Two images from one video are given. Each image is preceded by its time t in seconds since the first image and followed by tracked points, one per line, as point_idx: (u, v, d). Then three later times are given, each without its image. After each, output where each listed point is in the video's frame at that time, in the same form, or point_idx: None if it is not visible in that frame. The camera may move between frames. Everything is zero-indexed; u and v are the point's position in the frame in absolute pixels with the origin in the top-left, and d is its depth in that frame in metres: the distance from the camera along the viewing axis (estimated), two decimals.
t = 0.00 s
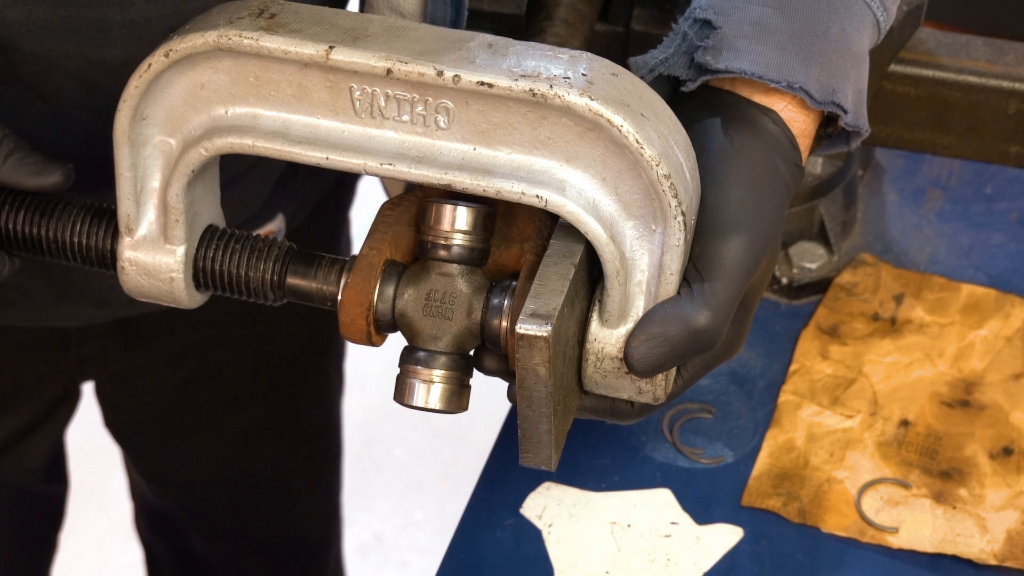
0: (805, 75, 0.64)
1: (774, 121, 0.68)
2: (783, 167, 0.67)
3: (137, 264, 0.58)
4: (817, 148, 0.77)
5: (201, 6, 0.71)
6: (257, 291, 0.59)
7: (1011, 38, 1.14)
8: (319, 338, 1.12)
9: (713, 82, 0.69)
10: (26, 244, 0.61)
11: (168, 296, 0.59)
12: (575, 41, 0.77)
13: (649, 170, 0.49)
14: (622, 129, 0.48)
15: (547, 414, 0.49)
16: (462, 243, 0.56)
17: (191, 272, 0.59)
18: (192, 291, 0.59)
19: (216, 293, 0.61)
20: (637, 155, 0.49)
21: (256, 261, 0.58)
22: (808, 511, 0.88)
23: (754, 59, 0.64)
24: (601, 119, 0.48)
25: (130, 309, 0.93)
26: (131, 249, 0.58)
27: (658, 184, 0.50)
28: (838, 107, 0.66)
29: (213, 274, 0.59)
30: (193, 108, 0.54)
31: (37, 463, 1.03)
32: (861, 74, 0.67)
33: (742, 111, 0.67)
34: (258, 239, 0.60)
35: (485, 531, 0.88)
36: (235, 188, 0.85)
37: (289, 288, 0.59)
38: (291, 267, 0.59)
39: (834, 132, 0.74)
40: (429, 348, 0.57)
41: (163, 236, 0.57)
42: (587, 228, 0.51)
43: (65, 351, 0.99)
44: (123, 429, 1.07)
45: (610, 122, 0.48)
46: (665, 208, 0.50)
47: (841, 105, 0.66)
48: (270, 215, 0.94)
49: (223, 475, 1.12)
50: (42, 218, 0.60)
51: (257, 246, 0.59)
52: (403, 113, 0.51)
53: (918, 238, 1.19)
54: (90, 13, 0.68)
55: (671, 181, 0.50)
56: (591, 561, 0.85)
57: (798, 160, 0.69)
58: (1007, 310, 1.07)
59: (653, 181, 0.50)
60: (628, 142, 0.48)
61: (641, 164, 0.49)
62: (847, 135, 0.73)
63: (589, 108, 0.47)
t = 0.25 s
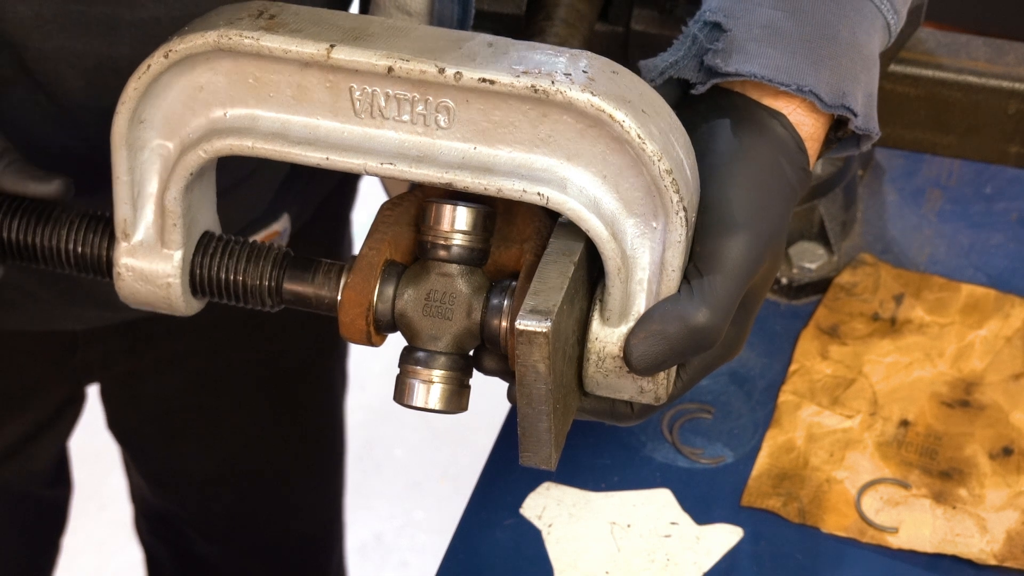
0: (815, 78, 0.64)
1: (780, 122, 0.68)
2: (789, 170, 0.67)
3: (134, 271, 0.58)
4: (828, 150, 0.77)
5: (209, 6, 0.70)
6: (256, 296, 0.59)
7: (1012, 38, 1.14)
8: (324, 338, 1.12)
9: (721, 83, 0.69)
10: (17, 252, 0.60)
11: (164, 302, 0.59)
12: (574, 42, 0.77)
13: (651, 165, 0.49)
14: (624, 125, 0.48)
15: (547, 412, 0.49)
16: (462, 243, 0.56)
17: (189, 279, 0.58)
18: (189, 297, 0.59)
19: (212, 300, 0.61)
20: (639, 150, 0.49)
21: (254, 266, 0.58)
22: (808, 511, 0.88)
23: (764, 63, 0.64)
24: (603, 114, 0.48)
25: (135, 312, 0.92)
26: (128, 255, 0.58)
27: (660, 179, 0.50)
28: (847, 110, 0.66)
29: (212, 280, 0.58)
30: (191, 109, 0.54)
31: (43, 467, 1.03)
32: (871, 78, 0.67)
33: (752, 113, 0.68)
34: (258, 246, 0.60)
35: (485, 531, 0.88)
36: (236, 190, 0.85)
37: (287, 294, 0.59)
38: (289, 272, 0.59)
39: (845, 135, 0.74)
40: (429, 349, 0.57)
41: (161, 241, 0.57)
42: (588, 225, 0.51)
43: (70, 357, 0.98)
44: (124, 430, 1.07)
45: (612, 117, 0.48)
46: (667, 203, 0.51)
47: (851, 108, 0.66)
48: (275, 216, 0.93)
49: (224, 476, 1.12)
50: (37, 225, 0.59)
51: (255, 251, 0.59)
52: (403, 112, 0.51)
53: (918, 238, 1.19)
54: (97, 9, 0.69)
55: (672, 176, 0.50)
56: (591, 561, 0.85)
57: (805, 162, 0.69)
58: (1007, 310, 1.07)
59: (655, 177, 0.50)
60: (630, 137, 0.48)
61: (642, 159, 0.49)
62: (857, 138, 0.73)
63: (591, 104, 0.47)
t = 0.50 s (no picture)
0: (814, 72, 0.64)
1: (780, 120, 0.67)
2: (789, 168, 0.67)
3: (133, 266, 0.57)
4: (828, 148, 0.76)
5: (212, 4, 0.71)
6: (255, 294, 0.59)
7: (1012, 38, 1.14)
8: (323, 338, 1.11)
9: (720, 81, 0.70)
10: (16, 244, 0.60)
11: (163, 298, 0.59)
12: (575, 42, 0.77)
13: (653, 165, 0.49)
14: (627, 124, 0.48)
15: (546, 412, 0.49)
16: (461, 243, 0.56)
17: (188, 275, 0.58)
18: (188, 293, 0.59)
19: (210, 296, 0.61)
20: (642, 150, 0.49)
21: (254, 264, 0.58)
22: (808, 511, 0.88)
23: (763, 57, 0.64)
24: (606, 113, 0.48)
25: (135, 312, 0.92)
26: (127, 250, 0.57)
27: (662, 179, 0.50)
28: (847, 105, 0.65)
29: (210, 277, 0.58)
30: (193, 105, 0.54)
31: (43, 466, 1.03)
32: (871, 73, 0.67)
33: (751, 111, 0.67)
34: (258, 242, 0.60)
35: (484, 531, 0.88)
36: (236, 190, 0.85)
37: (286, 293, 0.58)
38: (289, 271, 0.59)
39: (844, 131, 0.73)
40: (428, 349, 0.57)
41: (161, 236, 0.57)
42: (590, 225, 0.51)
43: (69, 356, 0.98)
44: (123, 429, 1.07)
45: (614, 116, 0.48)
46: (669, 203, 0.50)
47: (851, 103, 0.65)
48: (275, 216, 0.95)
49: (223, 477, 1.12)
50: (36, 217, 0.59)
51: (254, 248, 0.59)
52: (405, 110, 0.51)
53: (917, 238, 1.19)
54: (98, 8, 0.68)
55: (674, 176, 0.50)
56: (590, 561, 0.85)
57: (803, 159, 0.69)
58: (1007, 310, 1.07)
59: (657, 176, 0.50)
60: (632, 136, 0.48)
61: (645, 158, 0.49)
62: (857, 134, 0.73)
63: (594, 102, 0.47)
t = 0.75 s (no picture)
0: (814, 79, 0.64)
1: (781, 130, 0.67)
2: (789, 177, 0.66)
3: (127, 272, 0.57)
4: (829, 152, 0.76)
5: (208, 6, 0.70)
6: (249, 301, 0.59)
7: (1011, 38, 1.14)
8: (323, 337, 1.11)
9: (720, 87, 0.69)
10: (10, 251, 0.60)
11: (158, 305, 0.59)
12: (573, 42, 0.77)
13: (656, 173, 0.49)
14: (631, 132, 0.48)
15: (545, 425, 0.49)
16: (461, 243, 0.56)
17: (182, 282, 0.58)
18: (182, 300, 0.59)
19: (203, 303, 0.61)
20: (644, 158, 0.49)
21: (249, 271, 0.58)
22: (807, 511, 0.88)
23: (764, 64, 0.64)
24: (610, 121, 0.48)
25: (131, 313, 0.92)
26: (121, 256, 0.57)
27: (665, 188, 0.50)
28: (848, 113, 0.65)
29: (206, 284, 0.58)
30: (191, 111, 0.54)
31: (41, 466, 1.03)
32: (872, 79, 0.67)
33: (751, 120, 0.67)
34: (253, 249, 0.60)
35: (484, 531, 0.88)
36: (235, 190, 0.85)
37: (281, 300, 0.59)
38: (285, 278, 0.59)
39: (844, 137, 0.73)
40: (427, 348, 0.57)
41: (156, 243, 0.57)
42: (591, 233, 0.51)
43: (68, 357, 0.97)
44: (122, 429, 1.07)
45: (618, 125, 0.48)
46: (671, 212, 0.50)
47: (852, 111, 0.65)
48: (270, 219, 0.94)
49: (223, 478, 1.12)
50: (30, 224, 0.59)
51: (248, 256, 0.59)
52: (406, 117, 0.51)
53: (917, 238, 1.19)
54: (89, 4, 0.67)
55: (677, 185, 0.50)
56: (590, 561, 0.85)
57: (803, 169, 0.68)
58: (1006, 310, 1.07)
59: (660, 186, 0.50)
60: (635, 144, 0.48)
61: (647, 166, 0.49)
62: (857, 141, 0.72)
63: (598, 111, 0.47)
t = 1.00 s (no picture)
0: (817, 57, 0.64)
1: (782, 107, 0.67)
2: (789, 154, 0.66)
3: (130, 269, 0.57)
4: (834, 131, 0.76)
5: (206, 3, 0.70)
6: (251, 295, 0.59)
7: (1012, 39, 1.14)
8: (323, 338, 1.12)
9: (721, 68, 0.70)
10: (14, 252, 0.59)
11: (161, 301, 0.59)
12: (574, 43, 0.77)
13: (649, 148, 0.49)
14: (622, 107, 0.48)
15: (547, 403, 0.49)
16: (462, 243, 0.56)
17: (184, 278, 0.58)
18: (185, 296, 0.59)
19: (206, 299, 0.61)
20: (637, 133, 0.49)
21: (250, 264, 0.58)
22: (808, 511, 0.88)
23: (766, 43, 0.64)
24: (601, 97, 0.48)
25: (131, 313, 0.92)
26: (124, 253, 0.57)
27: (658, 162, 0.50)
28: (850, 91, 0.65)
29: (207, 279, 0.58)
30: (188, 103, 0.54)
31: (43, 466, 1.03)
32: (875, 58, 0.67)
33: (751, 99, 0.67)
34: (254, 243, 0.60)
35: (485, 531, 0.88)
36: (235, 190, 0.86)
37: (284, 293, 0.58)
38: (286, 271, 0.58)
39: (847, 117, 0.73)
40: (428, 348, 0.57)
41: (158, 237, 0.57)
42: (588, 211, 0.51)
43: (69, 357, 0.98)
44: (123, 429, 1.07)
45: (610, 100, 0.48)
46: (666, 185, 0.50)
47: (853, 89, 0.65)
48: (271, 221, 0.95)
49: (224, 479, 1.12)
50: (34, 224, 0.58)
51: (250, 249, 0.59)
52: (399, 101, 0.51)
53: (917, 238, 1.19)
54: (89, 6, 0.67)
55: (671, 158, 0.50)
56: (590, 560, 0.85)
57: (808, 148, 0.69)
58: (1007, 310, 1.07)
59: (654, 160, 0.50)
60: (627, 119, 0.48)
61: (641, 141, 0.49)
62: (860, 121, 0.73)
63: (589, 86, 0.47)
